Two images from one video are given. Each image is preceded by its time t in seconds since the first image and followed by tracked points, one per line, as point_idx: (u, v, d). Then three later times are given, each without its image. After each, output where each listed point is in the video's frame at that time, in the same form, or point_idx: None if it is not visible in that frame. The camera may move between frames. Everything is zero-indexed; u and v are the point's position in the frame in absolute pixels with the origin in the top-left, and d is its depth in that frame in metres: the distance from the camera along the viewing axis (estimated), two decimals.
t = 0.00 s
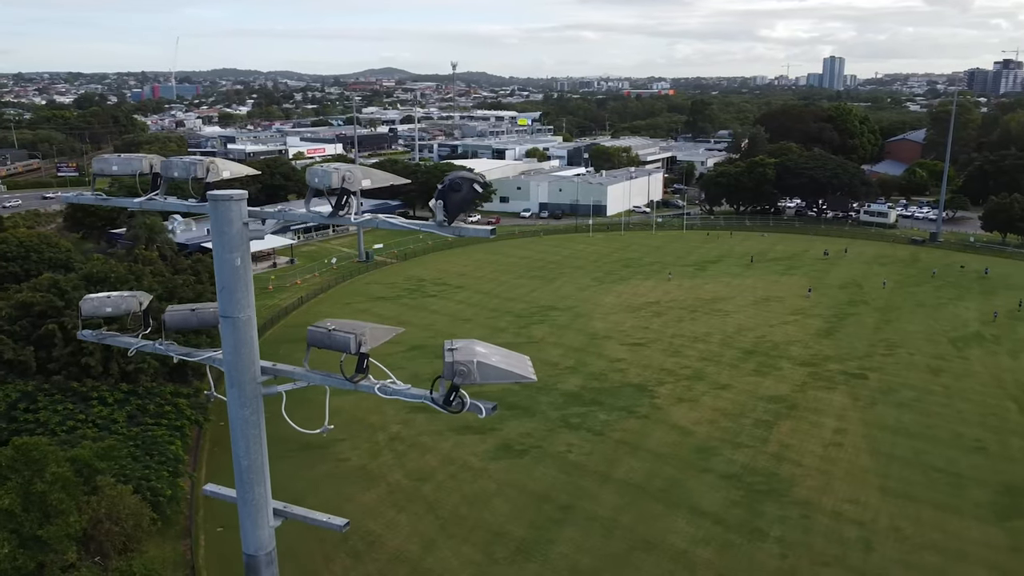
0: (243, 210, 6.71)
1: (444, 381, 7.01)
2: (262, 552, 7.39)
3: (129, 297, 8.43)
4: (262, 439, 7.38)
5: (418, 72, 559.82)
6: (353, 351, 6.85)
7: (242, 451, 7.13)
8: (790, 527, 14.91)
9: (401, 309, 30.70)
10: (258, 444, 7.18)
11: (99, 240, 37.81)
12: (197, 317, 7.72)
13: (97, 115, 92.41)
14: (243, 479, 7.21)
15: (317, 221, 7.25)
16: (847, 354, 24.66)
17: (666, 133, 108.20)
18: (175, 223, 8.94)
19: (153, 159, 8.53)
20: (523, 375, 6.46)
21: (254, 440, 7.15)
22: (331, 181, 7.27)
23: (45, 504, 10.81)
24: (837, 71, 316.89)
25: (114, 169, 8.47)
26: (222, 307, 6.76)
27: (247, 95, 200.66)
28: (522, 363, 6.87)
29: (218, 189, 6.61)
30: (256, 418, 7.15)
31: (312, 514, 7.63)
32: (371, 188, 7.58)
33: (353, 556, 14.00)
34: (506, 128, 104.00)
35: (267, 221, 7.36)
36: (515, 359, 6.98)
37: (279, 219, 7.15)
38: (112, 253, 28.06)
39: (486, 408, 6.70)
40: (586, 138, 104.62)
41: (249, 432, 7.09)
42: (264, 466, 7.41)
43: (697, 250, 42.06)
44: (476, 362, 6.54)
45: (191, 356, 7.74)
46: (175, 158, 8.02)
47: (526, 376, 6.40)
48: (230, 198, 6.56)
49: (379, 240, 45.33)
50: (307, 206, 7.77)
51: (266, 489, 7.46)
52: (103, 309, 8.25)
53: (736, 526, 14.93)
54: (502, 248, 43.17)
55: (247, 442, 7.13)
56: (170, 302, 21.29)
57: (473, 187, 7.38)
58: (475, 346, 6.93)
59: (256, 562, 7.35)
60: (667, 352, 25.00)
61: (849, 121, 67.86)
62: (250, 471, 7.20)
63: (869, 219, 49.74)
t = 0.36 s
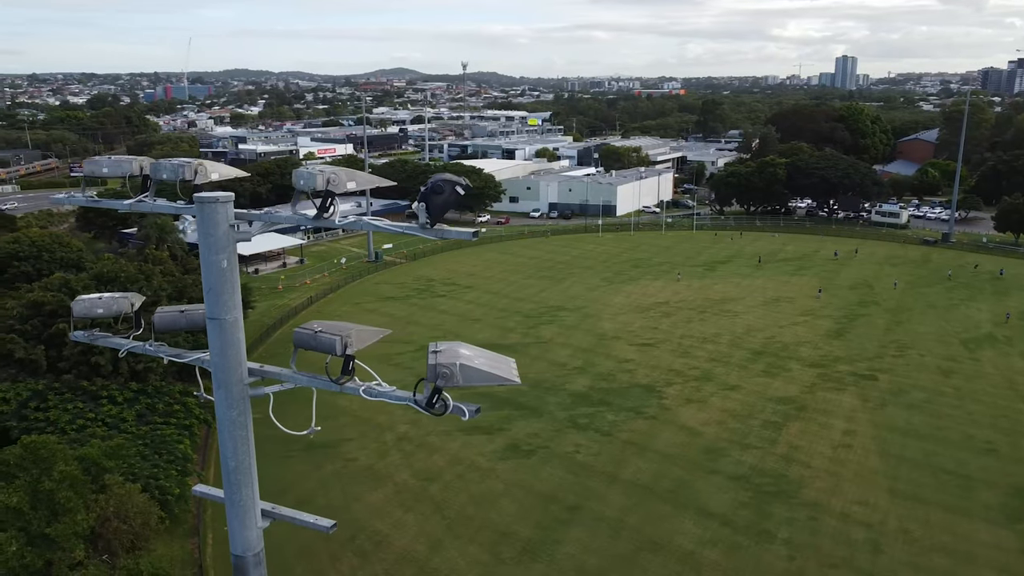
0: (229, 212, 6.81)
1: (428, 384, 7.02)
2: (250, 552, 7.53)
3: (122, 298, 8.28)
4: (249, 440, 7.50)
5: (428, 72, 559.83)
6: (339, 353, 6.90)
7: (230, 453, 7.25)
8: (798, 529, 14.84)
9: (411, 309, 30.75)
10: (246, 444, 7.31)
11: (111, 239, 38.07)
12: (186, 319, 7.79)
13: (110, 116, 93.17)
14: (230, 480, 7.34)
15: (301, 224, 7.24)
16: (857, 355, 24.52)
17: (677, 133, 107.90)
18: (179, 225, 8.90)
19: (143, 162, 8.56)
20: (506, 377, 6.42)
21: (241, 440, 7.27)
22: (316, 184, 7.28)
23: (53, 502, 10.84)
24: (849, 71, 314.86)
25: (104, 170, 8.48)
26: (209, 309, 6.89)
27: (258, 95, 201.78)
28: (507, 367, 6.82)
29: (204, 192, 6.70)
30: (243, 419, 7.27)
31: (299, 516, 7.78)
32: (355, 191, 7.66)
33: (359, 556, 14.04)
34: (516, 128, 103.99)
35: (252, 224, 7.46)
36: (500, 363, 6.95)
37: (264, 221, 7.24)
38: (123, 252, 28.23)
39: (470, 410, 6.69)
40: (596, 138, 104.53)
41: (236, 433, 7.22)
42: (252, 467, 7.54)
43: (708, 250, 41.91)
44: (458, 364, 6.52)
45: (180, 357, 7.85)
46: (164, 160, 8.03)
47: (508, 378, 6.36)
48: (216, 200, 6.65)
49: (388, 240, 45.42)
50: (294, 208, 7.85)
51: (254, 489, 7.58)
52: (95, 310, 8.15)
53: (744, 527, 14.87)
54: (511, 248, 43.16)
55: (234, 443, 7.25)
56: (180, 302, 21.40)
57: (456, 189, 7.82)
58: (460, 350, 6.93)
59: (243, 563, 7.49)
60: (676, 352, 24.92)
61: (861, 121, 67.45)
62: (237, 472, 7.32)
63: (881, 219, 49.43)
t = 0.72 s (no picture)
0: (214, 212, 6.70)
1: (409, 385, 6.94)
2: (236, 552, 7.48)
3: (111, 297, 8.19)
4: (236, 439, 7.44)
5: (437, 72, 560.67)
6: (322, 353, 6.77)
7: (216, 452, 7.20)
8: (806, 530, 14.77)
9: (419, 309, 30.82)
10: (231, 444, 7.26)
11: (123, 238, 38.31)
12: (174, 318, 7.75)
13: (123, 115, 93.87)
14: (216, 480, 7.29)
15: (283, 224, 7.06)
16: (866, 356, 24.38)
17: (687, 133, 107.67)
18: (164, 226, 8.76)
19: (132, 162, 8.32)
20: (486, 378, 6.30)
21: (227, 440, 7.21)
22: (298, 185, 7.02)
23: (61, 499, 10.86)
24: (861, 71, 313.32)
25: (93, 170, 8.25)
26: (194, 309, 6.81)
27: (270, 95, 202.67)
28: (489, 367, 6.73)
29: (189, 191, 6.59)
30: (229, 418, 7.21)
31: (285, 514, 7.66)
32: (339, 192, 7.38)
33: (366, 555, 14.06)
34: (526, 128, 104.02)
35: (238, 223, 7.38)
36: (484, 364, 6.84)
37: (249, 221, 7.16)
38: (134, 251, 28.40)
39: (451, 411, 6.60)
40: (606, 138, 104.46)
41: (222, 433, 7.16)
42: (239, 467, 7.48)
43: (717, 250, 41.80)
44: (440, 365, 6.41)
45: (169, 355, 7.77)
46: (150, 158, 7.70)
47: (488, 381, 6.25)
48: (201, 200, 6.54)
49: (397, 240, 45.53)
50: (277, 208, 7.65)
51: (241, 489, 7.53)
52: (85, 310, 8.04)
53: (751, 529, 14.81)
54: (520, 248, 43.19)
55: (220, 443, 7.19)
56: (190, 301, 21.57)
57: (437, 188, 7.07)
58: (443, 351, 6.82)
59: (230, 562, 7.45)
60: (685, 353, 24.83)
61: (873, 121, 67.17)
62: (223, 472, 7.27)
63: (892, 220, 49.10)
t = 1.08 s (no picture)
0: (204, 212, 6.38)
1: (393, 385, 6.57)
2: (226, 550, 7.05)
3: (107, 296, 7.76)
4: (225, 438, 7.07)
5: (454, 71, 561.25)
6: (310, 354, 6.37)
7: (205, 451, 6.82)
8: (821, 534, 14.63)
9: (436, 308, 30.92)
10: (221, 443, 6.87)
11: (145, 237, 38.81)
12: (166, 317, 7.35)
13: (146, 115, 95.05)
14: (204, 478, 6.89)
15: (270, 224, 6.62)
16: (886, 359, 24.11)
17: (707, 133, 107.03)
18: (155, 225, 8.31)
19: (126, 161, 7.75)
20: (470, 380, 5.91)
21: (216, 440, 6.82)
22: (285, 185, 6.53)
23: (77, 495, 11.03)
24: (884, 70, 309.56)
25: (86, 171, 7.65)
26: (182, 307, 6.46)
27: (291, 95, 204.36)
28: (473, 367, 6.36)
29: (177, 191, 6.26)
30: (219, 416, 6.83)
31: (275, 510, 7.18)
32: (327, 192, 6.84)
33: (379, 553, 14.12)
34: (544, 128, 103.96)
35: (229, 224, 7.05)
36: (468, 364, 6.46)
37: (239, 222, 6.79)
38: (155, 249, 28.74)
39: (434, 411, 6.23)
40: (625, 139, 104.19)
41: (211, 432, 6.79)
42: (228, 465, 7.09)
43: (736, 251, 41.51)
44: (423, 365, 6.03)
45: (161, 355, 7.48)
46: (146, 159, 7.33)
47: (472, 382, 5.89)
48: (189, 199, 6.21)
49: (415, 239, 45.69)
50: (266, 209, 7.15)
51: (231, 486, 7.12)
52: (81, 308, 7.60)
53: (766, 532, 14.70)
54: (538, 248, 43.17)
55: (209, 442, 6.83)
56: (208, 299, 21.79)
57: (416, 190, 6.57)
58: (427, 349, 6.45)
59: (219, 560, 7.00)
60: (702, 354, 24.69)
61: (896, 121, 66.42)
62: (212, 470, 6.87)
63: (915, 221, 48.32)
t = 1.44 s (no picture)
0: (192, 211, 6.20)
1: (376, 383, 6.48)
2: (215, 546, 6.82)
3: (103, 294, 7.91)
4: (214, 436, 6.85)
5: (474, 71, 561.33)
6: (295, 352, 6.28)
7: (194, 448, 6.61)
8: (837, 538, 14.47)
9: (454, 308, 30.97)
10: (210, 440, 6.67)
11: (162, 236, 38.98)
12: (159, 315, 7.45)
13: (170, 116, 96.10)
14: (193, 475, 6.69)
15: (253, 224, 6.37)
16: (907, 362, 23.78)
17: (728, 133, 106.21)
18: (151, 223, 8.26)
19: (121, 161, 7.77)
20: (452, 380, 5.85)
21: (205, 437, 6.61)
22: (268, 185, 6.42)
23: (94, 489, 11.11)
24: (910, 69, 305.32)
25: (81, 169, 7.68)
26: (171, 306, 6.25)
27: (313, 95, 205.64)
28: (456, 368, 6.29)
29: (165, 190, 6.09)
30: (207, 414, 6.62)
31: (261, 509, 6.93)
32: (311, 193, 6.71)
33: (393, 551, 14.17)
34: (565, 128, 103.74)
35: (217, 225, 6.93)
36: (450, 364, 6.39)
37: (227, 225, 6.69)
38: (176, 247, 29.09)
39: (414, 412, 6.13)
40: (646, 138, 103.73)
41: (199, 431, 6.59)
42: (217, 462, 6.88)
43: (756, 252, 41.15)
44: (404, 365, 5.95)
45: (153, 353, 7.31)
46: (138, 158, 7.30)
47: (454, 382, 5.83)
48: (177, 199, 6.05)
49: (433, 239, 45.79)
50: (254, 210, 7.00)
51: (220, 483, 6.90)
52: (76, 306, 7.78)
53: (782, 536, 14.55)
54: (556, 248, 43.10)
55: (197, 441, 6.62)
56: (227, 298, 22.02)
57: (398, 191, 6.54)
58: (408, 350, 6.39)
59: (208, 556, 6.77)
60: (720, 356, 24.50)
61: (921, 121, 65.57)
62: (201, 468, 6.67)
63: (939, 223, 47.62)
